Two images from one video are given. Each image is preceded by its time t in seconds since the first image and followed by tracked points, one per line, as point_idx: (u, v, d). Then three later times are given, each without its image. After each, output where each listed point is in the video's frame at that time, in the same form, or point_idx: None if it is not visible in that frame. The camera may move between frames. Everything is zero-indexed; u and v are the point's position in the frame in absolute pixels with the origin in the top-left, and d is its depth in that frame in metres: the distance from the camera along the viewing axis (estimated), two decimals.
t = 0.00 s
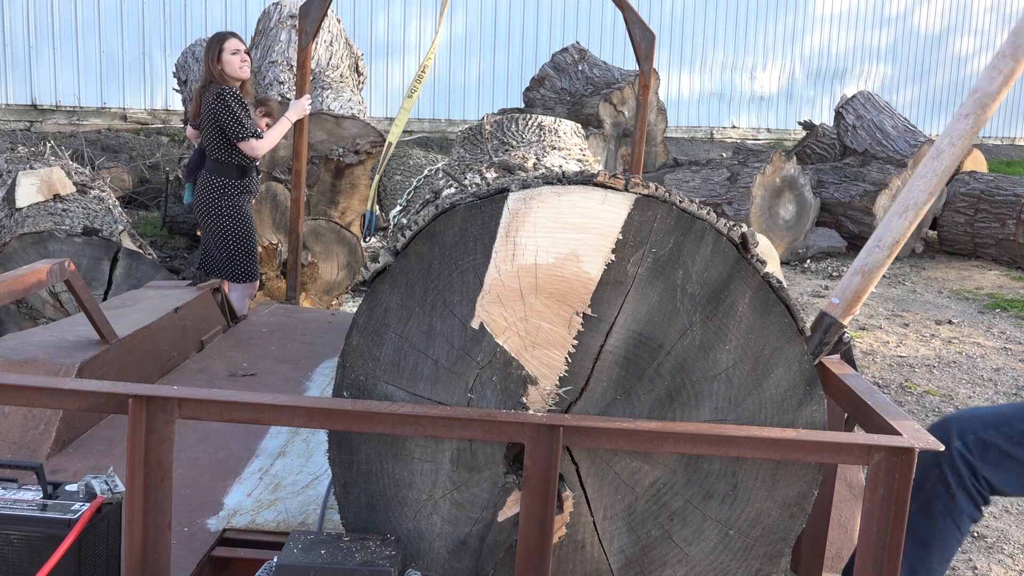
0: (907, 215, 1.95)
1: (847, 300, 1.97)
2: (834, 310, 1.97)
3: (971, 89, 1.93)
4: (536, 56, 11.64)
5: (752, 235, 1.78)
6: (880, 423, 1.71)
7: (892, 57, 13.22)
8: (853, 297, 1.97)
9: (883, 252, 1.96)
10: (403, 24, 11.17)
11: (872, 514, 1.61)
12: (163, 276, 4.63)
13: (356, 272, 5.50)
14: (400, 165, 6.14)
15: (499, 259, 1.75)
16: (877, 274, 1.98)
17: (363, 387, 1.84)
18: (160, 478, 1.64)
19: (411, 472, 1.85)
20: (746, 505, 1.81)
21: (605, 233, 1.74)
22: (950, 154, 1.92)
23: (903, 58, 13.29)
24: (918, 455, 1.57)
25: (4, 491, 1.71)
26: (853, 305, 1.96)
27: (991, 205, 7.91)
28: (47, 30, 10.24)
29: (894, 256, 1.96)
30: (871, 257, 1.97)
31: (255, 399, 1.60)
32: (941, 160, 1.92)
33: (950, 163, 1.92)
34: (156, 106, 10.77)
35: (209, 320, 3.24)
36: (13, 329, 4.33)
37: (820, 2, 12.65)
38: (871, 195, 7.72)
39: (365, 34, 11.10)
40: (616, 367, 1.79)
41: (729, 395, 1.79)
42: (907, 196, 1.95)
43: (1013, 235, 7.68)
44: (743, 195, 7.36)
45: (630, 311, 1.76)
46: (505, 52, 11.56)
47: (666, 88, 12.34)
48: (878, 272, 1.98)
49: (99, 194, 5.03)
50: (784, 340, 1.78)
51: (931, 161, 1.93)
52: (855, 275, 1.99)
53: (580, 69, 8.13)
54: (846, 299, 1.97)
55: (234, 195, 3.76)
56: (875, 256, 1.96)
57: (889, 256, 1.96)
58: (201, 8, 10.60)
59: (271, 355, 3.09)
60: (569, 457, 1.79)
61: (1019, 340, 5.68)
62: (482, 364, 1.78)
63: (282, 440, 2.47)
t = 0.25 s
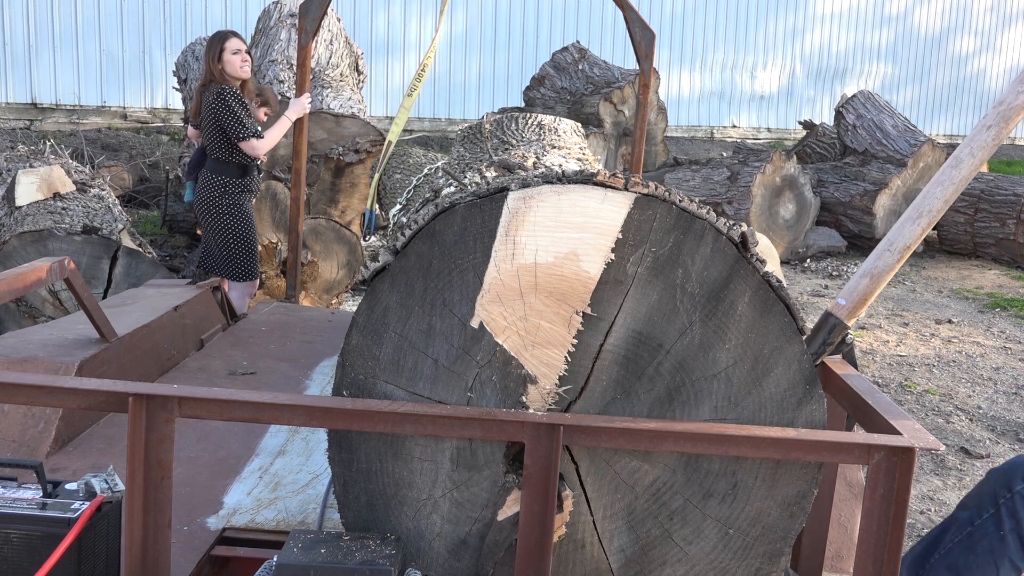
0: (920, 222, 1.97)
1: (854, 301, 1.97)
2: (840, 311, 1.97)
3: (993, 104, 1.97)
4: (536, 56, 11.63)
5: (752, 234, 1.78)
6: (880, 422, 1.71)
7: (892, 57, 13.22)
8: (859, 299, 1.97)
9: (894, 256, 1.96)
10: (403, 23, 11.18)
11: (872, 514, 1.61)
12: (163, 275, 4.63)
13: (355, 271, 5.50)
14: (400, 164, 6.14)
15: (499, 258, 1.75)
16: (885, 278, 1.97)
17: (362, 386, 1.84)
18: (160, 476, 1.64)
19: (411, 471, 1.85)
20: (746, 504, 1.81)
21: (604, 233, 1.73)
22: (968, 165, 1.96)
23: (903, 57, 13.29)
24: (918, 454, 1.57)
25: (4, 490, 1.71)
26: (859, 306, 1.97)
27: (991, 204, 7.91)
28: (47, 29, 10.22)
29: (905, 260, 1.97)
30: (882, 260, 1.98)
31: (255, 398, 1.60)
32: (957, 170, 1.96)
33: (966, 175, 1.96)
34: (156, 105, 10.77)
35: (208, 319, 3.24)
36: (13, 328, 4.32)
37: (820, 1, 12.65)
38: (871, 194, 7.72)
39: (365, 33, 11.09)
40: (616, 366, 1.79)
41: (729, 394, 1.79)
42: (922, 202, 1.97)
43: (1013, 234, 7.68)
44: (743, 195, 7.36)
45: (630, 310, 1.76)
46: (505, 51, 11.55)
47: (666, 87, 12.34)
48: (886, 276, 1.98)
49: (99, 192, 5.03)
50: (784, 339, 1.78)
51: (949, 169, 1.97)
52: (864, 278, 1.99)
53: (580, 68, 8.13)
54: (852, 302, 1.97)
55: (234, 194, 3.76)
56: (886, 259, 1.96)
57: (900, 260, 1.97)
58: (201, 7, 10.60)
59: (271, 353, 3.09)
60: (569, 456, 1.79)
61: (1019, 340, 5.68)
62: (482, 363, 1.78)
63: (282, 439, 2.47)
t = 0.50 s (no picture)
0: (919, 222, 1.97)
1: (853, 301, 1.97)
2: (839, 311, 1.97)
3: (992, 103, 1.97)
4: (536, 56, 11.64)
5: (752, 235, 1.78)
6: (882, 423, 1.71)
7: (892, 58, 13.23)
8: (858, 300, 1.98)
9: (893, 256, 1.96)
10: (403, 24, 11.18)
11: (873, 515, 1.61)
12: (163, 276, 4.63)
13: (356, 272, 5.50)
14: (401, 165, 6.14)
15: (499, 259, 1.75)
16: (885, 278, 1.97)
17: (362, 387, 1.84)
18: (160, 478, 1.64)
19: (411, 472, 1.85)
20: (746, 505, 1.81)
21: (604, 234, 1.74)
22: (966, 165, 1.96)
23: (903, 58, 13.30)
24: (919, 455, 1.57)
25: (4, 491, 1.71)
26: (858, 307, 1.97)
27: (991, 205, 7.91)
28: (47, 30, 10.22)
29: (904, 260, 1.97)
30: (880, 261, 1.97)
31: (255, 399, 1.60)
32: (956, 170, 1.96)
33: (966, 173, 1.96)
34: (156, 106, 10.77)
35: (209, 320, 3.24)
36: (13, 329, 4.32)
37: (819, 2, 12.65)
38: (871, 195, 7.73)
39: (364, 34, 11.09)
40: (616, 367, 1.79)
41: (728, 394, 1.79)
42: (920, 201, 1.97)
43: (1013, 235, 7.69)
44: (743, 195, 7.36)
45: (629, 311, 1.76)
46: (505, 52, 11.56)
47: (666, 88, 12.34)
48: (886, 277, 1.98)
49: (99, 194, 5.03)
50: (783, 340, 1.78)
51: (948, 169, 1.96)
52: (863, 278, 1.98)
53: (579, 69, 8.13)
54: (851, 302, 1.97)
55: (235, 196, 3.76)
56: (884, 259, 1.96)
57: (899, 260, 1.97)
58: (201, 8, 10.60)
59: (271, 354, 3.09)
60: (568, 456, 1.79)
61: (1019, 340, 5.68)
62: (481, 364, 1.78)
63: (283, 440, 2.47)
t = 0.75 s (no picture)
0: (921, 222, 1.98)
1: (852, 301, 1.97)
2: (839, 310, 1.98)
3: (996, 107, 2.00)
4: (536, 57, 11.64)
5: (743, 234, 1.78)
6: (880, 420, 1.71)
7: (891, 58, 13.23)
8: (859, 300, 1.98)
9: (893, 256, 1.97)
10: (403, 24, 11.18)
11: (872, 513, 1.61)
12: (163, 275, 4.63)
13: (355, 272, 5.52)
14: (400, 164, 6.14)
15: (490, 258, 1.75)
16: (885, 278, 1.98)
17: (355, 386, 1.85)
18: (159, 477, 1.64)
19: (404, 470, 1.85)
20: (739, 504, 1.81)
21: (596, 233, 1.74)
22: (969, 167, 1.98)
23: (903, 57, 13.30)
24: (918, 454, 1.57)
25: (4, 491, 1.70)
26: (858, 306, 1.97)
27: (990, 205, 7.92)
28: (46, 30, 10.22)
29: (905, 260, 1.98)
30: (881, 260, 1.98)
31: (254, 399, 1.60)
32: (959, 171, 1.98)
33: (968, 176, 1.98)
34: (155, 106, 10.77)
35: (208, 320, 3.25)
36: (13, 329, 4.32)
37: (819, 2, 12.66)
38: (870, 195, 7.73)
39: (364, 34, 11.09)
40: (608, 366, 1.78)
41: (721, 393, 1.79)
42: (922, 202, 1.99)
43: (1012, 234, 7.69)
44: (743, 195, 7.35)
45: (621, 310, 1.76)
46: (505, 52, 11.56)
47: (666, 87, 12.33)
48: (885, 277, 1.99)
49: (99, 193, 5.03)
50: (777, 340, 1.78)
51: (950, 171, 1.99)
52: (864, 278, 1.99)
53: (579, 68, 8.13)
54: (851, 301, 1.98)
55: (235, 196, 3.76)
56: (885, 259, 1.97)
57: (900, 260, 1.98)
58: (201, 8, 10.60)
59: (271, 354, 3.09)
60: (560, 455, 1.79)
61: (1019, 340, 5.68)
62: (473, 363, 1.78)
63: (281, 439, 2.48)
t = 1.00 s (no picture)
0: (921, 222, 1.99)
1: (852, 300, 1.97)
2: (838, 310, 1.97)
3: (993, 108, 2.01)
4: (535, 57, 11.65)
5: (744, 234, 1.78)
6: (880, 421, 1.71)
7: (891, 57, 13.24)
8: (859, 299, 1.97)
9: (893, 256, 1.97)
10: (402, 23, 11.18)
11: (873, 514, 1.61)
12: (162, 276, 4.63)
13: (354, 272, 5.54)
14: (400, 164, 6.13)
15: (491, 257, 1.75)
16: (885, 277, 1.98)
17: (355, 386, 1.85)
18: (159, 477, 1.64)
19: (404, 470, 1.85)
20: (739, 504, 1.81)
21: (596, 233, 1.73)
22: (968, 166, 1.98)
23: (902, 57, 13.30)
24: (918, 454, 1.57)
25: (3, 491, 1.70)
26: (858, 305, 1.96)
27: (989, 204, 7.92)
28: (45, 30, 10.21)
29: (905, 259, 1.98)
30: (881, 260, 1.98)
31: (255, 399, 1.60)
32: (958, 170, 1.99)
33: (967, 174, 1.99)
34: (155, 106, 10.78)
35: (208, 320, 3.25)
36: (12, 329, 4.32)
37: (818, 1, 12.66)
38: (870, 194, 7.74)
39: (364, 34, 11.09)
40: (608, 366, 1.78)
41: (721, 393, 1.79)
42: (922, 202, 1.99)
43: (1011, 234, 7.69)
44: (743, 194, 7.35)
45: (621, 310, 1.76)
46: (504, 52, 11.57)
47: (665, 87, 12.33)
48: (885, 277, 1.99)
49: (98, 194, 5.03)
50: (777, 339, 1.78)
51: (949, 170, 1.99)
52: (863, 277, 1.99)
53: (579, 68, 8.13)
54: (851, 301, 1.97)
55: (235, 196, 3.76)
56: (885, 259, 1.97)
57: (900, 260, 1.98)
58: (200, 8, 10.61)
59: (270, 354, 3.09)
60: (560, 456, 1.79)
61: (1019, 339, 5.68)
62: (473, 363, 1.78)
63: (281, 440, 2.48)
